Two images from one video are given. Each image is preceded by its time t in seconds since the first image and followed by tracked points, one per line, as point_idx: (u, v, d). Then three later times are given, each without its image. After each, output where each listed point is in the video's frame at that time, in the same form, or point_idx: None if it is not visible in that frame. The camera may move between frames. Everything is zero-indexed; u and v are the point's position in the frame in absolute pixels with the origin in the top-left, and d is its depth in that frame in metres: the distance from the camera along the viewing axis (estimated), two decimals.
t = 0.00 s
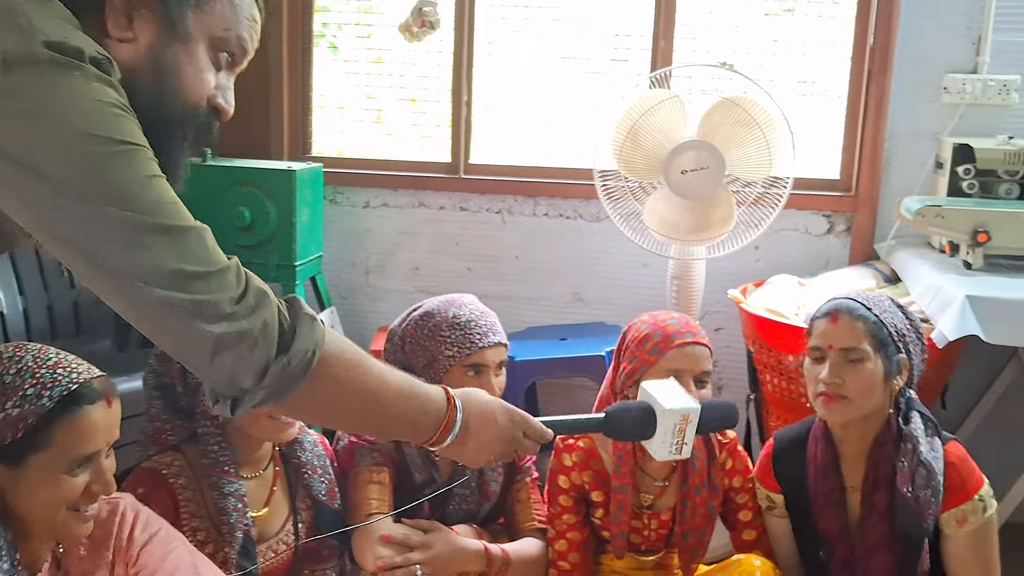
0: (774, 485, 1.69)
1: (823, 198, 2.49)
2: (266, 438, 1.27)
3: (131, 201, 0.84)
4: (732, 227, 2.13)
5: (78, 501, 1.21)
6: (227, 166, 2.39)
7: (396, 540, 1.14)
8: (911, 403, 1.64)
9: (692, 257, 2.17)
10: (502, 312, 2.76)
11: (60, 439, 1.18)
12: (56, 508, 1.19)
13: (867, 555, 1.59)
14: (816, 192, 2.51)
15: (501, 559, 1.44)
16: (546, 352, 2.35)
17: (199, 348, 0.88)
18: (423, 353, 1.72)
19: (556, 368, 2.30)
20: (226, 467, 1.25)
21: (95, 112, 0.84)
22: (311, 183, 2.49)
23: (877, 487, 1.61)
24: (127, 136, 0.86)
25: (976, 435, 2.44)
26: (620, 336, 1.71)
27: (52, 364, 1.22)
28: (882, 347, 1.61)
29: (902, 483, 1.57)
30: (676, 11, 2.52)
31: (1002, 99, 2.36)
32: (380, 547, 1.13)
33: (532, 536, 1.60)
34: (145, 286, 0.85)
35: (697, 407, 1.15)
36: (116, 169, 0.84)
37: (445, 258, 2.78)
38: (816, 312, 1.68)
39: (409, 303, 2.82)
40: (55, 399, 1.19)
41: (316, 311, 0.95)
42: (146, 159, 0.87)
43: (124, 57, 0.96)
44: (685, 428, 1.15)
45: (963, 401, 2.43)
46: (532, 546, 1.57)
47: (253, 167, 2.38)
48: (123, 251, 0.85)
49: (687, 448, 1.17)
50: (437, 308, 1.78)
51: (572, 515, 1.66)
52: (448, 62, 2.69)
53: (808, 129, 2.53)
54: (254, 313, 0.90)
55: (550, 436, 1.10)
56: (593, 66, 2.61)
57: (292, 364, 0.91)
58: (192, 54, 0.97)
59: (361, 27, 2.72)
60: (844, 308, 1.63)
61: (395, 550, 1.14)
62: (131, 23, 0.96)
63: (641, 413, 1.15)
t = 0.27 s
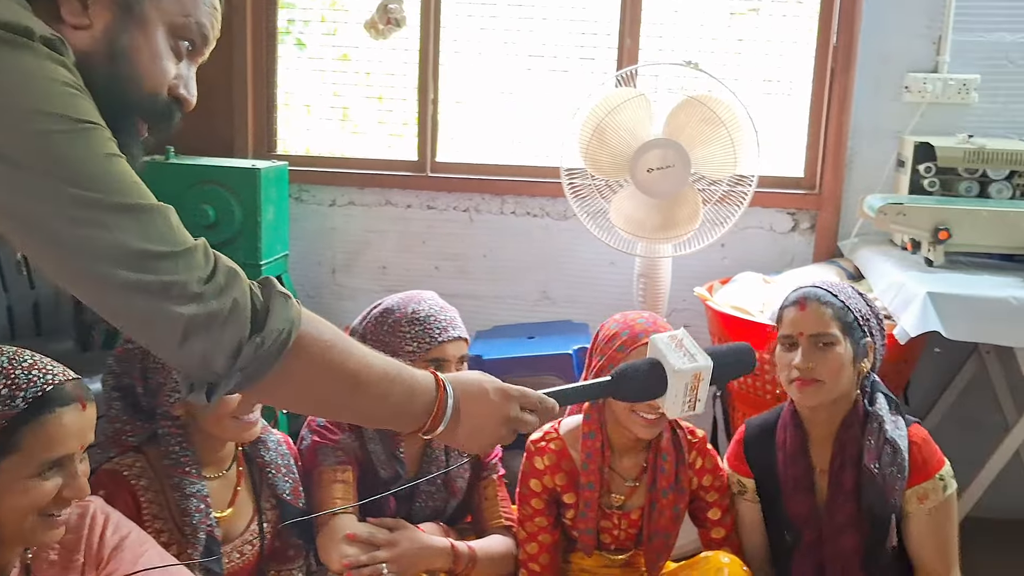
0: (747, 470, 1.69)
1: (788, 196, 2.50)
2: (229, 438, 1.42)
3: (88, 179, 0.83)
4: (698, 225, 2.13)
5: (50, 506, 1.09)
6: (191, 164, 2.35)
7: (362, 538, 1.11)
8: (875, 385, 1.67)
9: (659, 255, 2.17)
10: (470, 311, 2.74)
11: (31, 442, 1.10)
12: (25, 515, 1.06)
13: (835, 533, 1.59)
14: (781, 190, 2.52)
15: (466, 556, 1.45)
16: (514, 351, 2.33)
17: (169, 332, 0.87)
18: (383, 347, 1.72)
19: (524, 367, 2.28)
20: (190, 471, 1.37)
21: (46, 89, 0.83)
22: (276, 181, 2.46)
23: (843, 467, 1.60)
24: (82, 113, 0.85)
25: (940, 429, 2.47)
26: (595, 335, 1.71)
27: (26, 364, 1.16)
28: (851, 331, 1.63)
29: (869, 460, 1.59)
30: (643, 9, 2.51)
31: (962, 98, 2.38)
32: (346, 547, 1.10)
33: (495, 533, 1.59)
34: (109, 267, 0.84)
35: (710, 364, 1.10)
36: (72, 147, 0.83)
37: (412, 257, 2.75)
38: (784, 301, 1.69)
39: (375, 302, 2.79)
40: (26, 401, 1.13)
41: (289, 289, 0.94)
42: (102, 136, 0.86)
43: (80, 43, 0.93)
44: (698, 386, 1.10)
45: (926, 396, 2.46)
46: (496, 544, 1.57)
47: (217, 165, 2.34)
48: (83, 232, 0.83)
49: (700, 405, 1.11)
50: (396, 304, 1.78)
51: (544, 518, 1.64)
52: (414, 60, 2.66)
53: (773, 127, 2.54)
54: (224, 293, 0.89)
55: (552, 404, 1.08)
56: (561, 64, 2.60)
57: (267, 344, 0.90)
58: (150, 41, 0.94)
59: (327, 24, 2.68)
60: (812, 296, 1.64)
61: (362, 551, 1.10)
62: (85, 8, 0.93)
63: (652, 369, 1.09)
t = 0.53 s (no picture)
0: (726, 445, 1.71)
1: (749, 193, 2.53)
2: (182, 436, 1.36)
3: (44, 177, 0.83)
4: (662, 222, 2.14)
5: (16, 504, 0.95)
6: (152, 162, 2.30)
7: (326, 539, 1.14)
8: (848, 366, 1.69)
9: (624, 252, 2.18)
10: (435, 309, 2.73)
11: None
12: None
13: (805, 504, 1.61)
14: (743, 188, 2.55)
15: (430, 554, 1.46)
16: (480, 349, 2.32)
17: (130, 332, 0.85)
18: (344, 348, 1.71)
19: (490, 365, 2.28)
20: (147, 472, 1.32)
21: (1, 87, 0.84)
22: (238, 180, 2.42)
23: (816, 441, 1.63)
24: (38, 112, 0.85)
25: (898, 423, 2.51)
26: (561, 336, 1.71)
27: None
28: (834, 321, 1.65)
29: (846, 435, 1.61)
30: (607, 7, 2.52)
31: (919, 97, 2.41)
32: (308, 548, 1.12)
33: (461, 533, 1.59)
34: (66, 266, 0.83)
35: (688, 356, 1.02)
36: (27, 145, 0.83)
37: (377, 256, 2.73)
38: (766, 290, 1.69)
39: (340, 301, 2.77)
40: None
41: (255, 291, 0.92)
42: (59, 136, 0.86)
43: (37, 44, 0.92)
44: (678, 377, 1.01)
45: (885, 391, 2.49)
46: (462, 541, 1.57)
47: (177, 163, 2.30)
48: (39, 230, 0.82)
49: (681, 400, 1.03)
50: (356, 304, 1.77)
51: (511, 520, 1.63)
52: (378, 57, 2.64)
53: (735, 125, 2.56)
54: (187, 293, 0.87)
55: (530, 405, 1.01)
56: (524, 62, 2.60)
57: (232, 344, 0.88)
58: (110, 40, 0.93)
59: (289, 20, 2.65)
60: (799, 287, 1.65)
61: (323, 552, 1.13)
62: (42, 8, 0.92)
63: (627, 362, 1.00)
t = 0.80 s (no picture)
0: (695, 427, 1.74)
1: (708, 189, 2.55)
2: (140, 440, 1.34)
3: None
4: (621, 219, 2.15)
5: None
6: (106, 159, 2.25)
7: (289, 541, 1.15)
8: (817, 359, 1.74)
9: (584, 249, 2.19)
10: (396, 306, 2.71)
11: None
12: None
13: (768, 482, 1.64)
14: (701, 184, 2.57)
15: (395, 551, 1.50)
16: (441, 346, 2.31)
17: (88, 336, 0.84)
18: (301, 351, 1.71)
19: (451, 362, 2.27)
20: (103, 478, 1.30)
21: None
22: (194, 176, 2.38)
23: (782, 425, 1.66)
24: None
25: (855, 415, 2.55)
26: (520, 333, 1.70)
27: None
28: (813, 315, 1.70)
29: (807, 421, 1.64)
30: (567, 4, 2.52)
31: (873, 94, 2.44)
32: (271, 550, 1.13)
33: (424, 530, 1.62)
34: (21, 268, 0.82)
35: (665, 369, 1.06)
36: None
37: (337, 253, 2.70)
38: (754, 278, 1.73)
39: (299, 299, 2.73)
40: None
41: (217, 293, 0.92)
42: (14, 136, 0.86)
43: None
44: (652, 391, 1.06)
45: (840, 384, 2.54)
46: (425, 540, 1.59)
47: (132, 160, 2.25)
48: None
49: (654, 412, 1.08)
50: (315, 306, 1.75)
51: (471, 516, 1.62)
52: (337, 52, 2.61)
53: (694, 122, 2.58)
54: (147, 296, 0.86)
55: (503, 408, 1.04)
56: (485, 58, 2.59)
57: (194, 347, 0.87)
58: (66, 39, 0.91)
59: (246, 15, 2.61)
60: (787, 281, 1.68)
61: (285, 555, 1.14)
62: None
63: (604, 373, 1.06)
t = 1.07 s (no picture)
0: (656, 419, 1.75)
1: (668, 184, 2.56)
2: (99, 447, 1.31)
3: None
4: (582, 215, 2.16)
5: None
6: (60, 155, 2.20)
7: (257, 550, 1.19)
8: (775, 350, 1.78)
9: (546, 244, 2.19)
10: (358, 303, 2.69)
11: None
12: None
13: (729, 471, 1.67)
14: (661, 179, 2.58)
15: (362, 552, 1.43)
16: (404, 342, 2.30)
17: (46, 333, 0.84)
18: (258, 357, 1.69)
19: (414, 359, 2.26)
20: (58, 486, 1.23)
21: None
22: (151, 172, 2.33)
23: (743, 415, 1.69)
24: None
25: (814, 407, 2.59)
26: (468, 326, 1.69)
27: None
28: (775, 309, 1.73)
29: (768, 411, 1.67)
30: None
31: (829, 90, 2.47)
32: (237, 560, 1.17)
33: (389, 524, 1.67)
34: None
35: (637, 349, 1.07)
36: None
37: (297, 250, 2.67)
38: (717, 271, 1.75)
39: (260, 296, 2.70)
40: None
41: (178, 289, 0.93)
42: None
43: None
44: (626, 372, 1.07)
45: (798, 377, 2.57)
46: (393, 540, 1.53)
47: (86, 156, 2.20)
48: None
49: (629, 394, 1.09)
50: (271, 310, 1.73)
51: (433, 508, 1.61)
52: (296, 47, 2.58)
53: (654, 118, 2.59)
54: (106, 292, 0.87)
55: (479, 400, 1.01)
56: (446, 54, 2.57)
57: (154, 342, 0.88)
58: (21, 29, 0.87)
59: (203, 8, 2.56)
60: (751, 275, 1.71)
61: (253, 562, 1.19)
62: None
63: (579, 357, 1.06)
